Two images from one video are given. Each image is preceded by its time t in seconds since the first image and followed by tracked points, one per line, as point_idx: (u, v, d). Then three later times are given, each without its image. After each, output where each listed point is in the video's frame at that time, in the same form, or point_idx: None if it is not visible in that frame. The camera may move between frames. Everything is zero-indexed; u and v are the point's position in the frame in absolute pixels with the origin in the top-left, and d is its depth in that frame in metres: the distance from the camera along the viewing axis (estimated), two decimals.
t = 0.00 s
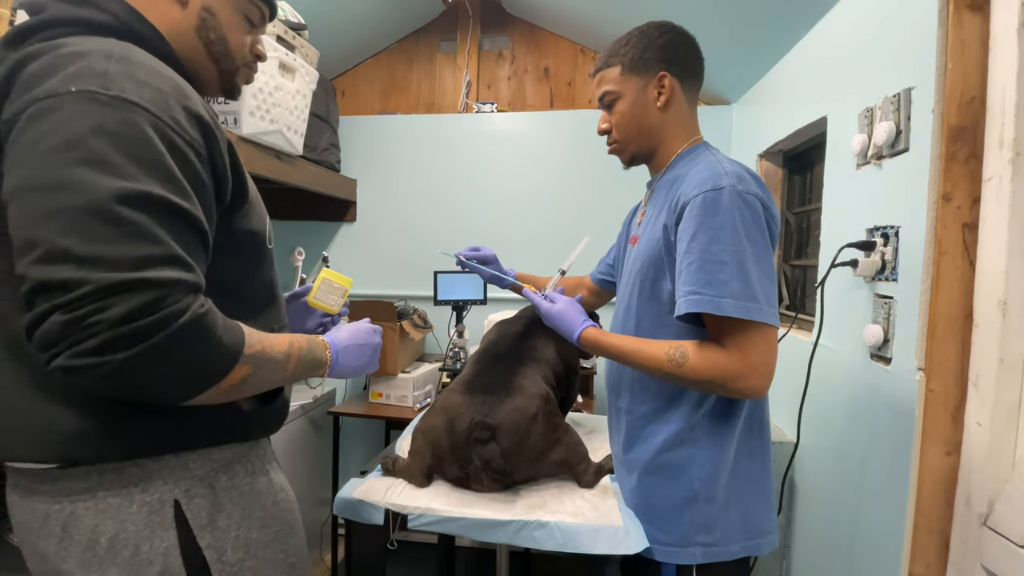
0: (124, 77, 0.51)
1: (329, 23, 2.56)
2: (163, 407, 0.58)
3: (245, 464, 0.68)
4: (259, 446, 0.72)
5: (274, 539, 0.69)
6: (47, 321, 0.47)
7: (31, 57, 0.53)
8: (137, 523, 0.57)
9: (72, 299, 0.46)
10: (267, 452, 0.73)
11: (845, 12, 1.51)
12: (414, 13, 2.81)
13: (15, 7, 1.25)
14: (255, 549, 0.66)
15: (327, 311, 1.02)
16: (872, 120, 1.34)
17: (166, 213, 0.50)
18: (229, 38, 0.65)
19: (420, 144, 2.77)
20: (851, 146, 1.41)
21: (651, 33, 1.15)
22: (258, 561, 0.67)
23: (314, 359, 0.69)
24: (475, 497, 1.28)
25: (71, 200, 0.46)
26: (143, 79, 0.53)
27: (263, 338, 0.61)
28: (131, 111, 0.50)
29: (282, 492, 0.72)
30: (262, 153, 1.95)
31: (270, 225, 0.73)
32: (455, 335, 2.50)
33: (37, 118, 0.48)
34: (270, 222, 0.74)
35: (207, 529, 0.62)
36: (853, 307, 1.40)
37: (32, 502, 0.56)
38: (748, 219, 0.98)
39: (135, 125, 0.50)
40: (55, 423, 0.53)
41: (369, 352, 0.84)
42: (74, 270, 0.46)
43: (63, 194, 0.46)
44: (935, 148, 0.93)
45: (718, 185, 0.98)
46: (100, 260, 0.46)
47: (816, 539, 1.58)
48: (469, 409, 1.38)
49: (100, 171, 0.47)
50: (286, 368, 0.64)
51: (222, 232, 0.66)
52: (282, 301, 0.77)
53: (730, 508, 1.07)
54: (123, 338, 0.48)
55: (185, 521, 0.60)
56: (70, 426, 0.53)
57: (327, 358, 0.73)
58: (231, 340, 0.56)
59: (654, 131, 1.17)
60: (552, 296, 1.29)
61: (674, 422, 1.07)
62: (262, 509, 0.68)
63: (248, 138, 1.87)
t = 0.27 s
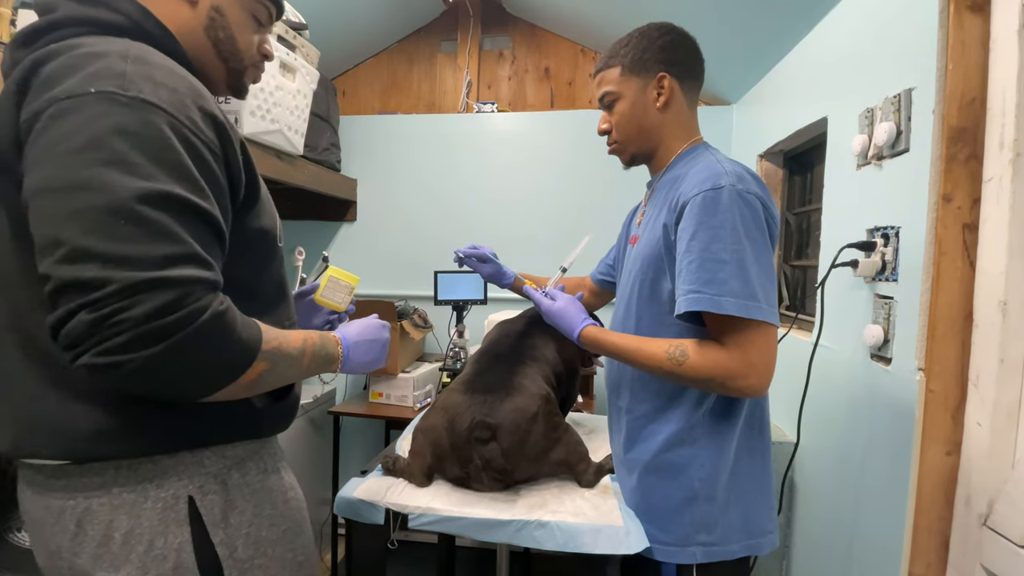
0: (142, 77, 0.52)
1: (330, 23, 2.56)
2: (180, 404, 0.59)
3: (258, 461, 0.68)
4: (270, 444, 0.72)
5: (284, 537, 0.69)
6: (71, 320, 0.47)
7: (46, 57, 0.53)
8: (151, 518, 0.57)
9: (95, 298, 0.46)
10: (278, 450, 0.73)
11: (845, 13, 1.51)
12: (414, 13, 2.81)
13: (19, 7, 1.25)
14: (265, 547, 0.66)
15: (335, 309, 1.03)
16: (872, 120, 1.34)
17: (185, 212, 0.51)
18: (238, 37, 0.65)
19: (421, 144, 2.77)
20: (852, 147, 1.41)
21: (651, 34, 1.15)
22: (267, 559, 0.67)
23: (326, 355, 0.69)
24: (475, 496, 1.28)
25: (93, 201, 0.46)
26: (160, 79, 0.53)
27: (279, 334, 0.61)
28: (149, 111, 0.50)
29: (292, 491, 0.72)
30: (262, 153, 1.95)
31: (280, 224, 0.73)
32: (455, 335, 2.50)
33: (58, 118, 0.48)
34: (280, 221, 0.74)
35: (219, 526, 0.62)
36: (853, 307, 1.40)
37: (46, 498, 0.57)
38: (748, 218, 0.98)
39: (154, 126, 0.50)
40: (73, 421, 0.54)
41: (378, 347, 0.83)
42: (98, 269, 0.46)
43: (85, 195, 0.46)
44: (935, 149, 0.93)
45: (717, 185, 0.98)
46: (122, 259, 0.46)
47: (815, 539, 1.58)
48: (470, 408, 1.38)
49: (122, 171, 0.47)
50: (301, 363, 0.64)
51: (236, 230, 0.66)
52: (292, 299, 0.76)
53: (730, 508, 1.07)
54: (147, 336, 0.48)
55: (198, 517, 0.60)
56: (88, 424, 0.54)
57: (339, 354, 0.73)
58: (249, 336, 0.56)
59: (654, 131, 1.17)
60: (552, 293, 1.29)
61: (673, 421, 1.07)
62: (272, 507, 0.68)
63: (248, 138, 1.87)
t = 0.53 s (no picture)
0: (153, 78, 0.52)
1: (330, 23, 2.56)
2: (188, 405, 0.59)
3: (264, 462, 0.68)
4: (276, 445, 0.72)
5: (289, 538, 0.69)
6: (84, 321, 0.47)
7: (57, 57, 0.53)
8: (159, 518, 0.57)
9: (108, 298, 0.46)
10: (284, 451, 0.73)
11: (845, 13, 1.51)
12: (414, 13, 2.81)
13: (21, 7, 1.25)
14: (270, 548, 0.66)
15: (340, 309, 1.03)
16: (872, 121, 1.34)
17: (196, 213, 0.51)
18: (246, 38, 0.65)
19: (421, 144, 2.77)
20: (852, 147, 1.41)
21: (650, 35, 1.15)
22: (272, 561, 0.66)
23: (333, 356, 0.69)
24: (476, 496, 1.28)
25: (105, 201, 0.46)
26: (171, 80, 0.53)
27: (287, 335, 0.61)
28: (160, 112, 0.50)
29: (297, 492, 0.72)
30: (262, 153, 1.95)
31: (287, 224, 0.73)
32: (455, 335, 2.50)
33: (70, 119, 0.48)
34: (287, 221, 0.74)
35: (227, 527, 0.62)
36: (853, 308, 1.41)
37: (54, 497, 0.57)
38: (747, 218, 0.98)
39: (165, 126, 0.50)
40: (82, 421, 0.54)
41: (383, 348, 0.83)
42: (111, 270, 0.46)
43: (98, 196, 0.46)
44: (936, 150, 0.93)
45: (716, 185, 0.99)
46: (134, 260, 0.46)
47: (815, 539, 1.58)
48: (470, 409, 1.38)
49: (134, 172, 0.47)
50: (308, 364, 0.64)
51: (243, 231, 0.66)
52: (298, 299, 0.77)
53: (730, 507, 1.07)
54: (158, 337, 0.48)
55: (206, 517, 0.60)
56: (99, 423, 0.54)
57: (345, 354, 0.73)
58: (259, 338, 0.56)
59: (654, 132, 1.17)
60: (552, 294, 1.30)
61: (673, 421, 1.07)
62: (278, 508, 0.68)
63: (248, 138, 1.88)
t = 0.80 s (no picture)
0: (152, 77, 0.52)
1: (329, 23, 2.56)
2: (188, 406, 0.59)
3: (265, 463, 0.68)
4: (277, 447, 0.72)
5: (289, 540, 0.69)
6: (81, 322, 0.47)
7: (56, 56, 0.53)
8: (159, 520, 0.57)
9: (105, 299, 0.46)
10: (285, 453, 0.73)
11: (843, 14, 1.51)
12: (413, 13, 2.81)
13: (20, 6, 1.25)
14: (271, 550, 0.66)
15: (342, 310, 1.03)
16: (871, 121, 1.34)
17: (194, 212, 0.51)
18: (246, 37, 0.65)
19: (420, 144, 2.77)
20: (850, 147, 1.41)
21: (649, 36, 1.16)
22: (273, 563, 0.66)
23: (333, 357, 0.69)
24: (475, 496, 1.28)
25: (102, 201, 0.46)
26: (170, 79, 0.53)
27: (286, 336, 0.61)
28: (159, 111, 0.50)
29: (298, 494, 0.72)
30: (262, 153, 1.95)
31: (288, 225, 0.73)
32: (454, 335, 2.50)
33: (68, 118, 0.48)
34: (288, 221, 0.74)
35: (227, 529, 0.62)
36: (852, 307, 1.41)
37: (54, 499, 0.57)
38: (746, 217, 0.98)
39: (163, 125, 0.50)
40: (81, 422, 0.54)
41: (386, 350, 0.83)
42: (108, 270, 0.46)
43: (95, 195, 0.46)
44: (934, 150, 0.93)
45: (715, 185, 0.99)
46: (131, 260, 0.46)
47: (814, 538, 1.59)
48: (470, 409, 1.39)
49: (132, 171, 0.47)
50: (309, 365, 0.64)
51: (243, 231, 0.66)
52: (299, 300, 0.77)
53: (730, 507, 1.07)
54: (154, 338, 0.48)
55: (206, 518, 0.60)
56: (98, 424, 0.54)
57: (346, 356, 0.73)
58: (258, 339, 0.56)
59: (653, 132, 1.17)
60: (551, 296, 1.30)
61: (673, 420, 1.07)
62: (278, 510, 0.68)
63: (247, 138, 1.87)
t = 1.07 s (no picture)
0: (145, 75, 0.52)
1: (328, 23, 2.56)
2: (183, 408, 0.59)
3: (262, 465, 0.68)
4: (274, 448, 0.72)
5: (286, 543, 0.69)
6: (70, 323, 0.47)
7: (51, 54, 0.53)
8: (154, 522, 0.57)
9: (94, 300, 0.46)
10: (282, 454, 0.73)
11: (841, 14, 1.51)
12: (412, 12, 2.81)
13: (17, 5, 1.25)
14: (267, 553, 0.66)
15: (342, 310, 1.03)
16: (869, 121, 1.35)
17: (187, 212, 0.51)
18: (244, 35, 0.65)
19: (419, 144, 2.77)
20: (849, 147, 1.42)
21: (648, 36, 1.16)
22: (270, 565, 0.66)
23: (330, 359, 0.69)
24: (474, 496, 1.28)
25: (93, 200, 0.46)
26: (163, 77, 0.53)
27: (282, 338, 0.61)
28: (151, 109, 0.50)
29: (295, 496, 0.72)
30: (260, 153, 1.95)
31: (286, 225, 0.73)
32: (453, 335, 2.50)
33: (59, 116, 0.48)
34: (285, 221, 0.74)
35: (222, 531, 0.62)
36: (850, 307, 1.41)
37: (49, 501, 0.57)
38: (745, 218, 0.98)
39: (156, 123, 0.50)
40: (74, 423, 0.54)
41: (384, 351, 0.83)
42: (98, 270, 0.46)
43: (85, 194, 0.46)
44: (932, 150, 0.93)
45: (714, 185, 0.99)
46: (122, 261, 0.46)
47: (812, 537, 1.59)
48: (469, 409, 1.39)
49: (123, 171, 0.47)
50: (305, 367, 0.64)
51: (239, 232, 0.66)
52: (297, 300, 0.76)
53: (728, 507, 1.07)
54: (145, 340, 0.48)
55: (201, 521, 0.60)
56: (91, 426, 0.54)
57: (344, 358, 0.73)
58: (251, 340, 0.56)
59: (652, 132, 1.17)
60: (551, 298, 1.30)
61: (672, 420, 1.08)
62: (275, 513, 0.68)
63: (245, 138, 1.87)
